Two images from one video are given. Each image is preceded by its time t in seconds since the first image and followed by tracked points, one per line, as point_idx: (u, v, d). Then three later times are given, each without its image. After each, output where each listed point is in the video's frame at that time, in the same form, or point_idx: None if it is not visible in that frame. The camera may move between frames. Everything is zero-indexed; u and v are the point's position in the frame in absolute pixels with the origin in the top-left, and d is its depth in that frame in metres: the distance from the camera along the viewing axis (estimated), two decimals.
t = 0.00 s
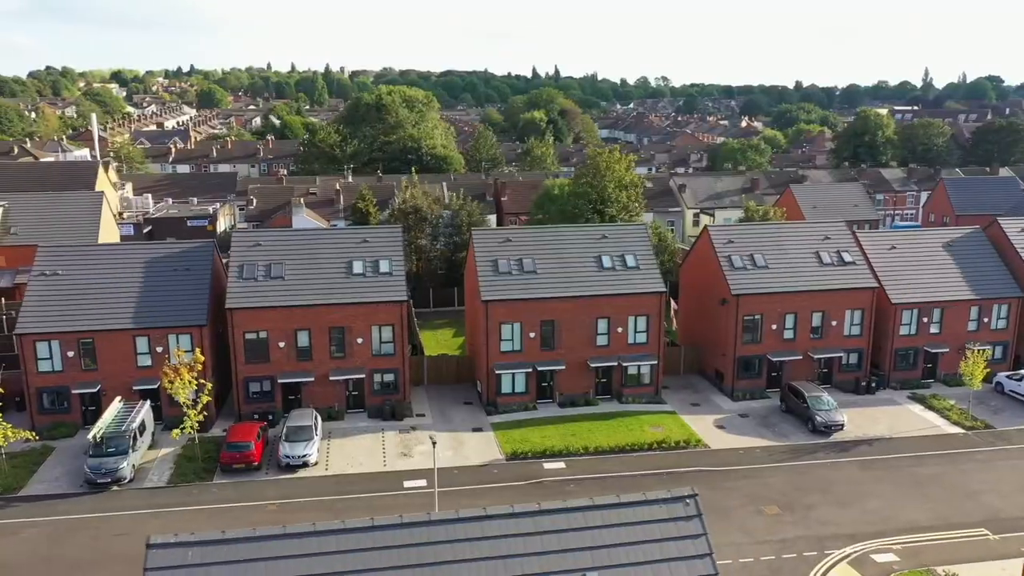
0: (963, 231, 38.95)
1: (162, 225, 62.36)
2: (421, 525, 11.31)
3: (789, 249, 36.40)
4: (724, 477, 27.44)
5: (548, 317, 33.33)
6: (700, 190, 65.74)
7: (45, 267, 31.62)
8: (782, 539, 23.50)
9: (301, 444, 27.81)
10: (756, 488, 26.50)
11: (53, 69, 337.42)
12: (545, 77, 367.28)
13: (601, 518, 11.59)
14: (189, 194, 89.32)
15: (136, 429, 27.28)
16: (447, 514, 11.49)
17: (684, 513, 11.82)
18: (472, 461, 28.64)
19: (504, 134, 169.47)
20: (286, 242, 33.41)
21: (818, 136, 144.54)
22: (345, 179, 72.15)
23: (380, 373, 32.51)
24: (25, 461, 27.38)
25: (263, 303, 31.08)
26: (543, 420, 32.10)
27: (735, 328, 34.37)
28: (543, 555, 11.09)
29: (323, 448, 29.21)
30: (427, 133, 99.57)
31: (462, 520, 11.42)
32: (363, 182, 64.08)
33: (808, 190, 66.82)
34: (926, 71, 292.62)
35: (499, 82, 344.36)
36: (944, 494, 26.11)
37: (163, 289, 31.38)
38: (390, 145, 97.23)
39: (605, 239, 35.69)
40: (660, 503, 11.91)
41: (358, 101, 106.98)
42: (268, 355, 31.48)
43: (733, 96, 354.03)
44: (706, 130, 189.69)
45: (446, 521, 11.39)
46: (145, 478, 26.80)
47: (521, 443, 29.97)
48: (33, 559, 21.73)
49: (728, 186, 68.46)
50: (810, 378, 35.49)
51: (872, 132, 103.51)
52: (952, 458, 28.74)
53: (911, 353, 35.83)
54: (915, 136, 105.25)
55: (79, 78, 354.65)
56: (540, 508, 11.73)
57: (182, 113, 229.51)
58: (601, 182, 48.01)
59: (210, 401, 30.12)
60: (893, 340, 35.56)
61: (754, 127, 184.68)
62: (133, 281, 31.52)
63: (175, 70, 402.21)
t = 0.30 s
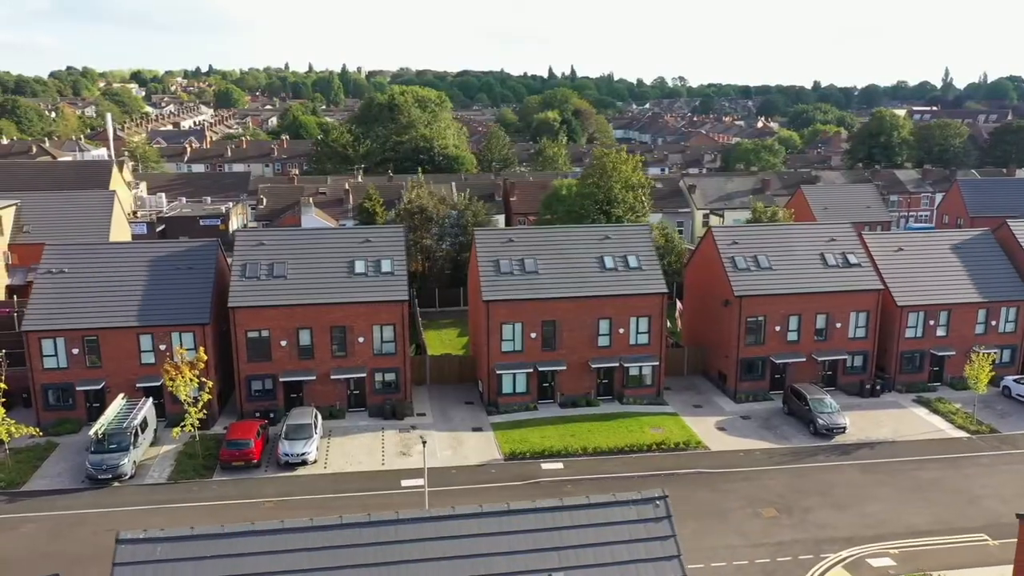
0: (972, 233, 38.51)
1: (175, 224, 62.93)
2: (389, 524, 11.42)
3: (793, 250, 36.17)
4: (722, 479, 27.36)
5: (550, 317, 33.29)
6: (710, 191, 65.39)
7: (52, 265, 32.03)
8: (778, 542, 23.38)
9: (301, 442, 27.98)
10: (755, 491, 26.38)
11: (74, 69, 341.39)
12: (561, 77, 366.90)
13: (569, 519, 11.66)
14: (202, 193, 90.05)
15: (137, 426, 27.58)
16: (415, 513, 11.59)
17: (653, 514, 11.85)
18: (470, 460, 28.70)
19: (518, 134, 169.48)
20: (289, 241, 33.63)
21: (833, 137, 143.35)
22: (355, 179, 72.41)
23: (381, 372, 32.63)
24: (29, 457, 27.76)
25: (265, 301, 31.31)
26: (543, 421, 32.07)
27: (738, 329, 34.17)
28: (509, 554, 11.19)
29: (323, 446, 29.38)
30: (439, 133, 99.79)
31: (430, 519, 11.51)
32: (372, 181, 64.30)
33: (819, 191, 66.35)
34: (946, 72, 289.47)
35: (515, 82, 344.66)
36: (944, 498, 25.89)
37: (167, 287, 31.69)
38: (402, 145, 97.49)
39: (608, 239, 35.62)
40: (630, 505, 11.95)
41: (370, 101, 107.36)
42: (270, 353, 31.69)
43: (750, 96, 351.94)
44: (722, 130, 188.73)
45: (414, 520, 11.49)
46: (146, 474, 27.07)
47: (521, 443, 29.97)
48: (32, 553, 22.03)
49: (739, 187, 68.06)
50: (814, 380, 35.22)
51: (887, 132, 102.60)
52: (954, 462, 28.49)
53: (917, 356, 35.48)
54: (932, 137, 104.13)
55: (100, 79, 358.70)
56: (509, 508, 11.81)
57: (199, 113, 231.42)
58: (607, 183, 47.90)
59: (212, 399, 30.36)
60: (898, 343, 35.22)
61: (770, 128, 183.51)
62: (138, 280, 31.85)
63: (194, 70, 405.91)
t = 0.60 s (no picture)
0: (980, 235, 38.16)
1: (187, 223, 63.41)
2: (358, 519, 11.57)
3: (797, 251, 35.98)
4: (720, 480, 27.31)
5: (551, 317, 33.32)
6: (720, 192, 65.10)
7: (60, 263, 32.50)
8: (773, 543, 23.30)
9: (301, 439, 28.22)
10: (752, 493, 26.30)
11: (94, 69, 345.16)
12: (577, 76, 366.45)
13: (536, 517, 11.73)
14: (215, 192, 90.74)
15: (140, 422, 27.94)
16: (385, 509, 11.71)
17: (622, 513, 11.89)
18: (469, 459, 28.81)
19: (532, 134, 169.54)
20: (292, 240, 33.91)
21: (849, 138, 142.30)
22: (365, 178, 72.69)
23: (383, 371, 32.79)
24: (34, 451, 28.19)
25: (268, 299, 31.59)
26: (544, 420, 32.12)
27: (741, 330, 34.03)
28: (476, 551, 11.28)
29: (323, 444, 29.60)
30: (451, 133, 100.03)
31: (399, 516, 11.63)
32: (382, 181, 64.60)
33: (830, 192, 65.91)
34: (966, 72, 286.51)
35: (530, 82, 344.68)
36: (944, 502, 25.72)
37: (171, 285, 32.05)
38: (414, 145, 97.82)
39: (611, 239, 35.61)
40: (600, 503, 12.00)
41: (383, 101, 107.78)
42: (272, 351, 31.96)
43: (767, 96, 349.91)
44: (737, 130, 187.82)
45: (383, 517, 11.62)
46: (148, 469, 27.41)
47: (520, 442, 30.04)
48: (33, 546, 22.36)
49: (749, 187, 67.70)
50: (817, 382, 35.01)
51: (903, 133, 101.88)
52: (956, 465, 28.26)
53: (923, 358, 35.17)
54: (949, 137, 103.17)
55: (120, 79, 362.31)
56: (478, 505, 11.91)
57: (216, 112, 233.22)
58: (614, 183, 47.88)
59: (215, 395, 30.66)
60: (903, 345, 34.94)
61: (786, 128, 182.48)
62: (143, 277, 32.25)
63: (212, 70, 409.23)
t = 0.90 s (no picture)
0: (987, 237, 37.85)
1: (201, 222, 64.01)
2: (331, 514, 11.78)
3: (801, 252, 35.85)
4: (717, 481, 27.30)
5: (553, 317, 33.42)
6: (730, 193, 64.86)
7: (68, 261, 33.04)
8: (768, 545, 23.31)
9: (301, 436, 28.54)
10: (749, 494, 26.34)
11: (114, 70, 349.09)
12: (593, 76, 366.04)
13: (505, 513, 11.88)
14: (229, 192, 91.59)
15: (144, 418, 28.36)
16: (358, 504, 11.91)
17: (591, 510, 12.02)
18: (468, 458, 29.00)
19: (546, 134, 169.66)
20: (297, 240, 34.28)
21: (865, 139, 141.33)
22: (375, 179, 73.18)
23: (385, 370, 33.02)
24: (41, 446, 28.69)
25: (271, 298, 31.92)
26: (544, 420, 32.22)
27: (743, 332, 33.95)
28: (443, 546, 11.41)
29: (324, 442, 29.89)
30: (464, 134, 100.31)
31: (372, 511, 11.83)
32: (392, 181, 64.99)
33: (841, 194, 65.49)
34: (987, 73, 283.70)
35: (546, 83, 344.60)
36: (943, 505, 25.57)
37: (177, 283, 32.50)
38: (427, 145, 98.25)
39: (613, 240, 35.66)
40: (569, 500, 12.14)
41: (396, 101, 108.34)
42: (276, 349, 32.31)
43: (784, 97, 347.88)
44: (752, 131, 186.94)
45: (356, 511, 11.82)
46: (151, 465, 27.81)
47: (519, 442, 30.19)
48: (36, 537, 22.76)
49: (759, 189, 67.48)
50: (820, 384, 34.83)
51: (918, 134, 101.31)
52: (957, 469, 28.12)
53: (927, 361, 34.93)
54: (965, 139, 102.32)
55: (139, 79, 366.08)
56: (449, 500, 12.08)
57: (234, 112, 235.15)
58: (620, 184, 47.87)
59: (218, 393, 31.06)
60: (907, 347, 34.71)
61: (802, 129, 181.50)
62: (149, 276, 32.72)
63: (230, 70, 412.83)
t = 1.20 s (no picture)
0: (993, 240, 37.64)
1: (215, 221, 64.73)
2: (308, 507, 12.02)
3: (804, 254, 35.82)
4: (715, 482, 27.39)
5: (554, 317, 33.63)
6: (739, 194, 64.70)
7: (78, 260, 33.68)
8: (761, 545, 23.41)
9: (302, 434, 28.94)
10: (745, 495, 26.43)
11: (134, 70, 352.73)
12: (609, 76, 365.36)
13: (476, 509, 12.06)
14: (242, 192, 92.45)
15: (150, 414, 28.86)
16: (334, 497, 12.16)
17: (561, 507, 12.17)
18: (467, 456, 29.26)
19: (560, 135, 169.66)
20: (302, 240, 34.72)
21: (881, 140, 140.35)
22: (386, 179, 73.69)
23: (387, 369, 33.38)
24: (49, 441, 29.28)
25: (276, 297, 32.38)
26: (544, 420, 32.42)
27: (745, 333, 33.98)
28: (416, 541, 11.64)
29: (326, 439, 30.27)
30: (476, 134, 100.62)
31: (348, 505, 12.06)
32: (402, 182, 65.46)
33: (852, 196, 65.13)
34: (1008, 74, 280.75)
35: (561, 83, 344.38)
36: (940, 508, 25.52)
37: (184, 282, 33.04)
38: (439, 146, 98.68)
39: (615, 241, 35.82)
40: (541, 498, 12.30)
41: (409, 102, 108.87)
42: (280, 348, 32.75)
43: (802, 98, 345.60)
44: (767, 133, 185.98)
45: (332, 505, 12.05)
46: (156, 460, 28.31)
47: (519, 441, 30.42)
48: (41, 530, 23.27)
49: (769, 190, 67.27)
50: (822, 386, 34.78)
51: (934, 135, 100.73)
52: (957, 472, 28.06)
53: (931, 364, 34.81)
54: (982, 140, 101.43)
55: (158, 79, 369.55)
56: (423, 496, 12.30)
57: (250, 113, 236.91)
58: (627, 185, 47.93)
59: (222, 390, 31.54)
60: (911, 350, 34.60)
61: (818, 130, 180.46)
62: (156, 275, 33.27)
63: (247, 70, 416.10)
